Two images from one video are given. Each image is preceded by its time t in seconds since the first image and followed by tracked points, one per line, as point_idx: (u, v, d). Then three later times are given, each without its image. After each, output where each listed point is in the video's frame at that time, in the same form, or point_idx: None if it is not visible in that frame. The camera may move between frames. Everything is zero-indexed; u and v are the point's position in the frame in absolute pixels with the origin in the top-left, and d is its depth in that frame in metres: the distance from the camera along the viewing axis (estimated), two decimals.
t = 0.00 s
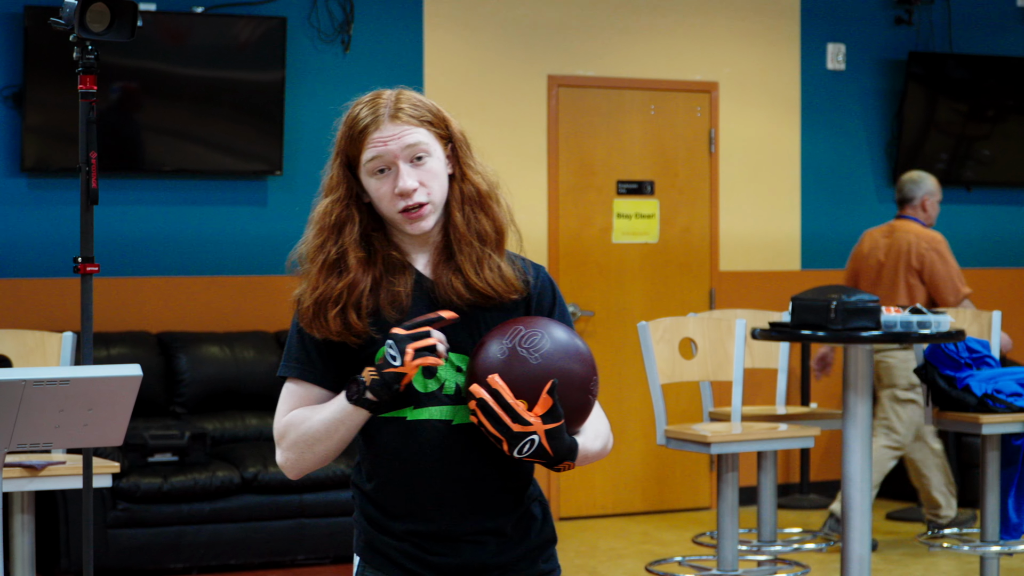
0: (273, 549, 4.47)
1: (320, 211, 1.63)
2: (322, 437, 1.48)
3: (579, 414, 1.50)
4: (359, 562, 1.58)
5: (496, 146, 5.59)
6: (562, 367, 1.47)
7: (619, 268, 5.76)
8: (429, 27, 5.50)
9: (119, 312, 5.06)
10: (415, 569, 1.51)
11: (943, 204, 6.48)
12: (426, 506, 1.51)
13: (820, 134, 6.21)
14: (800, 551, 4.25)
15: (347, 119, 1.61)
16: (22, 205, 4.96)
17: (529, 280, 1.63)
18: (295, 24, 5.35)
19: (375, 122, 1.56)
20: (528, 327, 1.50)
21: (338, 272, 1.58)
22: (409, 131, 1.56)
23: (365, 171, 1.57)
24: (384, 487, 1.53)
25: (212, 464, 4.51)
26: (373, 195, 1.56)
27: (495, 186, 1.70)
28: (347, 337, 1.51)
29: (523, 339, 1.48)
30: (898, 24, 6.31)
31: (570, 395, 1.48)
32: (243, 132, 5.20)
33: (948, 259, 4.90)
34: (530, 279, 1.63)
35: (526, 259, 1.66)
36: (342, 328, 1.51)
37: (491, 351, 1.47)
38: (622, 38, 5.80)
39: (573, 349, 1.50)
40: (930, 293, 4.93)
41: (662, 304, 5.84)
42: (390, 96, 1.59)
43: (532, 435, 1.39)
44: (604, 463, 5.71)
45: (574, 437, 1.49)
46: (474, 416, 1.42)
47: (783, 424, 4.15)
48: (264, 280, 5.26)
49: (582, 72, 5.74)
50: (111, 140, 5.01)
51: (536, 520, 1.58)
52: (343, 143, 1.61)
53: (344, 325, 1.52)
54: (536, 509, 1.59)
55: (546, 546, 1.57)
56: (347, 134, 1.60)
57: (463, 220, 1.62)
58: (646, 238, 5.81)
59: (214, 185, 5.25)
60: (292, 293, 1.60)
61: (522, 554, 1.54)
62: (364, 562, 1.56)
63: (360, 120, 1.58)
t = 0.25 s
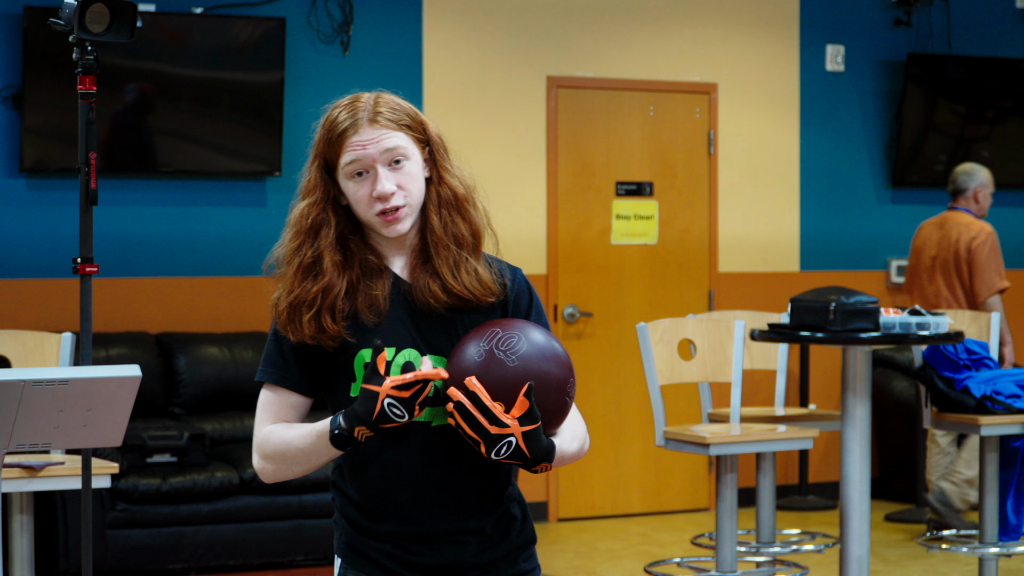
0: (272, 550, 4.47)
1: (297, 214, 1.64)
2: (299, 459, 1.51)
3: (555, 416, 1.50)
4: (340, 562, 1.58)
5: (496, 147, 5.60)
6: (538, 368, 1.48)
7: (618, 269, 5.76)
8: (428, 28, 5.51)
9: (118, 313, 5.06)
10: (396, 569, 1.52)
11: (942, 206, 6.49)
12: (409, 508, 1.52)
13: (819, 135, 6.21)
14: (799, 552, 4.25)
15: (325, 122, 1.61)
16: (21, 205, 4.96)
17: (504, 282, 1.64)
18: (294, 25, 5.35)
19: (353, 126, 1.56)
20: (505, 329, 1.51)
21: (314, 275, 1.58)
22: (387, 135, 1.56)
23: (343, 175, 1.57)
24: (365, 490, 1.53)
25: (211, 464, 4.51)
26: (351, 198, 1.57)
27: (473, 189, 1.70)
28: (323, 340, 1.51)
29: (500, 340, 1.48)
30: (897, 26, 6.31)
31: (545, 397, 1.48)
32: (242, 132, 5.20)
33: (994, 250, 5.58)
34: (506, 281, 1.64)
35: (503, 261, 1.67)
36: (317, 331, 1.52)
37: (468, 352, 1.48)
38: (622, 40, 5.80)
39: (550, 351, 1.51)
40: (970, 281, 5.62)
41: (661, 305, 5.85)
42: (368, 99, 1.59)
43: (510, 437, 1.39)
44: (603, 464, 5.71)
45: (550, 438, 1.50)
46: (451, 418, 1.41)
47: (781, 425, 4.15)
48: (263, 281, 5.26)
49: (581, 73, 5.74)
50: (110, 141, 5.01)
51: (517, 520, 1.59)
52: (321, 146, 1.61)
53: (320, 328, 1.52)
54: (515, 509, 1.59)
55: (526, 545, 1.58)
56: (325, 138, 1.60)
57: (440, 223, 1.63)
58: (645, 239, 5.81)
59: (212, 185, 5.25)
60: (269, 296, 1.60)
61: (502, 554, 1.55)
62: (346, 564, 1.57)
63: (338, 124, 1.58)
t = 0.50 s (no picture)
0: (270, 551, 4.47)
1: (283, 219, 1.63)
2: (288, 463, 1.52)
3: (542, 415, 1.50)
4: (327, 564, 1.58)
5: (496, 148, 5.61)
6: (524, 368, 1.48)
7: (617, 271, 5.76)
8: (427, 30, 5.51)
9: (117, 314, 5.06)
10: (383, 570, 1.52)
11: (941, 207, 6.49)
12: (394, 508, 1.52)
13: (818, 136, 6.22)
14: (798, 553, 4.25)
15: (310, 127, 1.60)
16: (20, 206, 4.96)
17: (489, 285, 1.65)
18: (293, 26, 5.35)
19: (338, 132, 1.56)
20: (490, 329, 1.51)
21: (300, 280, 1.58)
22: (373, 142, 1.56)
23: (328, 181, 1.57)
24: (351, 491, 1.53)
25: (210, 465, 4.51)
26: (337, 205, 1.57)
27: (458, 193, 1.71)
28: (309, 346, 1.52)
29: (486, 340, 1.49)
30: (896, 27, 6.32)
31: (532, 396, 1.48)
32: (241, 133, 5.21)
33: None
34: (490, 284, 1.65)
35: (487, 264, 1.67)
36: (303, 337, 1.52)
37: (455, 352, 1.48)
38: (621, 41, 5.81)
39: (536, 352, 1.51)
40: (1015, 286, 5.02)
41: (660, 306, 5.85)
42: (354, 104, 1.59)
43: (496, 436, 1.39)
44: (601, 466, 5.71)
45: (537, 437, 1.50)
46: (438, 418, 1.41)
47: (780, 426, 4.15)
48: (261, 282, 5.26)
49: (580, 74, 5.74)
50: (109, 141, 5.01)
51: (502, 521, 1.59)
52: (306, 152, 1.61)
53: (306, 334, 1.53)
54: (501, 510, 1.59)
55: (513, 545, 1.58)
56: (310, 143, 1.59)
57: (425, 227, 1.63)
58: (643, 240, 5.81)
59: (211, 186, 5.25)
60: (255, 301, 1.60)
61: (489, 554, 1.55)
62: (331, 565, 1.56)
63: (323, 130, 1.57)
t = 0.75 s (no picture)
0: (269, 551, 4.46)
1: (272, 220, 1.63)
2: (275, 464, 1.52)
3: (529, 415, 1.51)
4: (321, 563, 1.59)
5: (495, 148, 5.61)
6: (510, 368, 1.48)
7: (616, 271, 5.76)
8: (426, 29, 5.51)
9: (116, 313, 5.06)
10: (377, 570, 1.53)
11: (940, 207, 6.50)
12: (386, 509, 1.52)
13: (817, 136, 6.22)
14: (797, 553, 4.25)
15: (299, 128, 1.59)
16: (19, 206, 4.96)
17: (477, 285, 1.65)
18: (292, 26, 5.35)
19: (329, 134, 1.55)
20: (477, 330, 1.52)
21: (290, 282, 1.58)
22: (364, 145, 1.56)
23: (318, 183, 1.57)
24: (343, 491, 1.53)
25: (209, 465, 4.51)
26: (327, 207, 1.57)
27: (445, 194, 1.71)
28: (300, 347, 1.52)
29: (472, 340, 1.49)
30: (895, 27, 6.32)
31: (519, 396, 1.48)
32: (240, 133, 5.20)
33: None
34: (478, 283, 1.65)
35: (475, 263, 1.68)
36: (294, 338, 1.52)
37: (442, 352, 1.48)
38: (620, 41, 5.81)
39: (522, 351, 1.52)
40: None
41: (659, 306, 5.85)
42: (344, 106, 1.58)
43: (483, 436, 1.38)
44: (601, 466, 5.71)
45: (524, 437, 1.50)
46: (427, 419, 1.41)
47: (779, 426, 4.15)
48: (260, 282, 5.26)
49: (579, 74, 5.74)
50: (108, 141, 5.01)
51: (496, 519, 1.59)
52: (295, 153, 1.60)
53: (296, 335, 1.53)
54: (494, 509, 1.59)
55: (506, 544, 1.59)
56: (299, 145, 1.59)
57: (412, 228, 1.63)
58: (642, 240, 5.81)
59: (209, 186, 5.25)
60: (244, 302, 1.60)
61: (482, 553, 1.55)
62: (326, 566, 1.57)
63: (313, 132, 1.57)
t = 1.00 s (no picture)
0: (269, 550, 4.46)
1: (268, 217, 1.63)
2: (255, 475, 1.51)
3: (523, 412, 1.50)
4: (317, 564, 1.58)
5: (494, 147, 5.61)
6: (504, 366, 1.48)
7: (615, 269, 5.76)
8: (425, 28, 5.51)
9: (115, 312, 5.06)
10: (373, 569, 1.52)
11: (939, 205, 6.50)
12: (382, 507, 1.52)
13: (817, 135, 6.22)
14: (796, 552, 4.25)
15: (298, 126, 1.59)
16: (18, 205, 4.96)
17: (470, 287, 1.65)
18: (291, 25, 5.34)
19: (328, 134, 1.55)
20: (470, 328, 1.51)
21: (285, 281, 1.58)
22: (363, 145, 1.56)
23: (316, 182, 1.57)
24: (339, 490, 1.54)
25: (208, 464, 4.51)
26: (324, 206, 1.56)
27: (440, 196, 1.70)
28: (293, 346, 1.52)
29: (466, 339, 1.49)
30: (895, 25, 6.32)
31: (512, 394, 1.48)
32: (239, 132, 5.20)
33: None
34: (472, 285, 1.65)
35: (469, 265, 1.68)
36: (287, 337, 1.52)
37: (435, 350, 1.48)
38: (619, 40, 5.80)
39: (516, 349, 1.51)
40: None
41: (659, 305, 5.85)
42: (343, 106, 1.58)
43: (476, 434, 1.37)
44: (599, 465, 5.71)
45: (518, 435, 1.50)
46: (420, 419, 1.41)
47: (778, 425, 4.15)
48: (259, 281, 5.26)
49: (578, 73, 5.74)
50: (107, 140, 5.00)
51: (492, 519, 1.58)
52: (293, 152, 1.60)
53: (290, 335, 1.53)
54: (490, 508, 1.59)
55: (503, 543, 1.58)
56: (297, 143, 1.58)
57: (406, 229, 1.63)
58: (641, 239, 5.81)
59: (208, 185, 5.24)
60: (238, 299, 1.60)
61: (478, 552, 1.55)
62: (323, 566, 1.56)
63: (311, 130, 1.56)
